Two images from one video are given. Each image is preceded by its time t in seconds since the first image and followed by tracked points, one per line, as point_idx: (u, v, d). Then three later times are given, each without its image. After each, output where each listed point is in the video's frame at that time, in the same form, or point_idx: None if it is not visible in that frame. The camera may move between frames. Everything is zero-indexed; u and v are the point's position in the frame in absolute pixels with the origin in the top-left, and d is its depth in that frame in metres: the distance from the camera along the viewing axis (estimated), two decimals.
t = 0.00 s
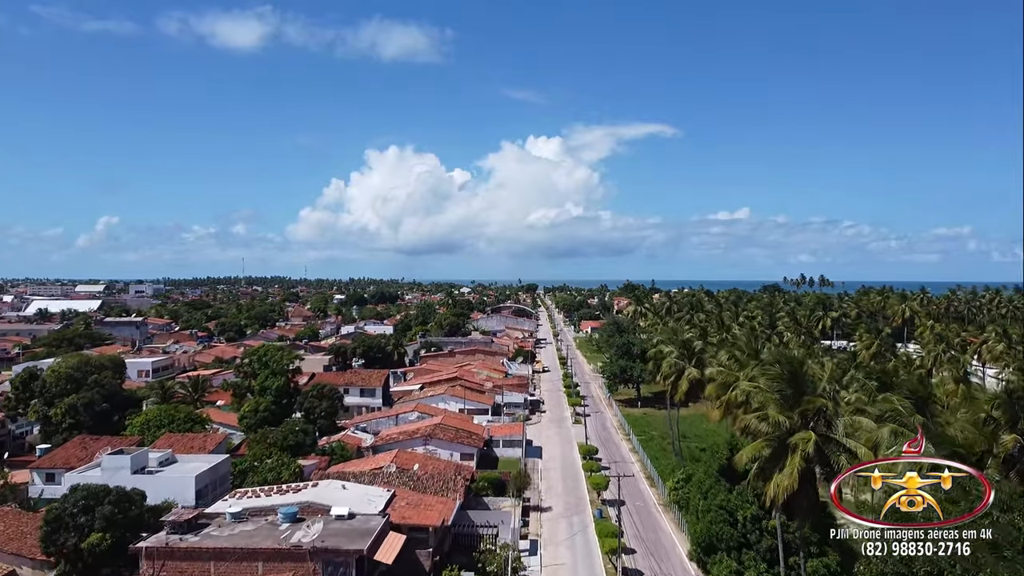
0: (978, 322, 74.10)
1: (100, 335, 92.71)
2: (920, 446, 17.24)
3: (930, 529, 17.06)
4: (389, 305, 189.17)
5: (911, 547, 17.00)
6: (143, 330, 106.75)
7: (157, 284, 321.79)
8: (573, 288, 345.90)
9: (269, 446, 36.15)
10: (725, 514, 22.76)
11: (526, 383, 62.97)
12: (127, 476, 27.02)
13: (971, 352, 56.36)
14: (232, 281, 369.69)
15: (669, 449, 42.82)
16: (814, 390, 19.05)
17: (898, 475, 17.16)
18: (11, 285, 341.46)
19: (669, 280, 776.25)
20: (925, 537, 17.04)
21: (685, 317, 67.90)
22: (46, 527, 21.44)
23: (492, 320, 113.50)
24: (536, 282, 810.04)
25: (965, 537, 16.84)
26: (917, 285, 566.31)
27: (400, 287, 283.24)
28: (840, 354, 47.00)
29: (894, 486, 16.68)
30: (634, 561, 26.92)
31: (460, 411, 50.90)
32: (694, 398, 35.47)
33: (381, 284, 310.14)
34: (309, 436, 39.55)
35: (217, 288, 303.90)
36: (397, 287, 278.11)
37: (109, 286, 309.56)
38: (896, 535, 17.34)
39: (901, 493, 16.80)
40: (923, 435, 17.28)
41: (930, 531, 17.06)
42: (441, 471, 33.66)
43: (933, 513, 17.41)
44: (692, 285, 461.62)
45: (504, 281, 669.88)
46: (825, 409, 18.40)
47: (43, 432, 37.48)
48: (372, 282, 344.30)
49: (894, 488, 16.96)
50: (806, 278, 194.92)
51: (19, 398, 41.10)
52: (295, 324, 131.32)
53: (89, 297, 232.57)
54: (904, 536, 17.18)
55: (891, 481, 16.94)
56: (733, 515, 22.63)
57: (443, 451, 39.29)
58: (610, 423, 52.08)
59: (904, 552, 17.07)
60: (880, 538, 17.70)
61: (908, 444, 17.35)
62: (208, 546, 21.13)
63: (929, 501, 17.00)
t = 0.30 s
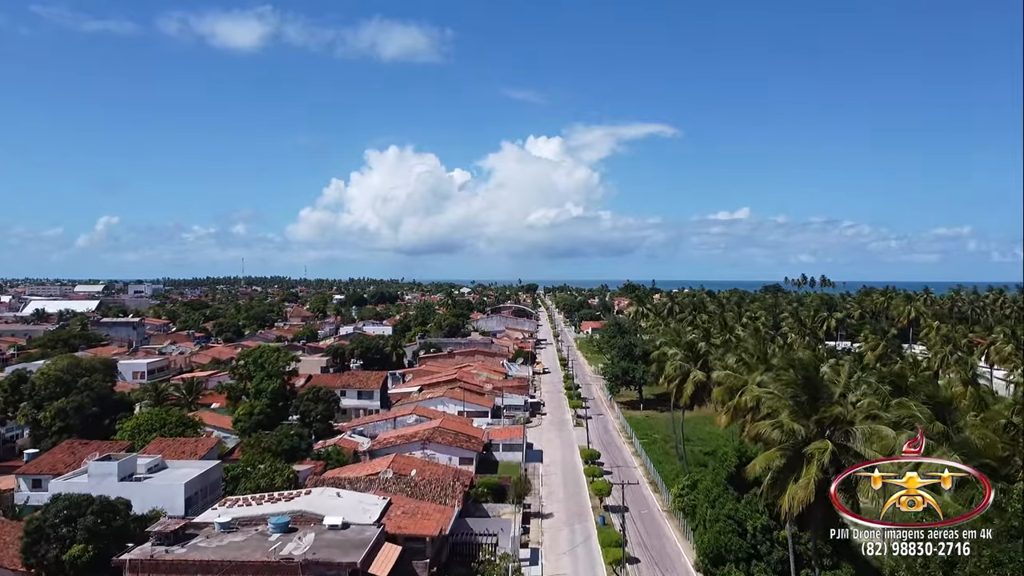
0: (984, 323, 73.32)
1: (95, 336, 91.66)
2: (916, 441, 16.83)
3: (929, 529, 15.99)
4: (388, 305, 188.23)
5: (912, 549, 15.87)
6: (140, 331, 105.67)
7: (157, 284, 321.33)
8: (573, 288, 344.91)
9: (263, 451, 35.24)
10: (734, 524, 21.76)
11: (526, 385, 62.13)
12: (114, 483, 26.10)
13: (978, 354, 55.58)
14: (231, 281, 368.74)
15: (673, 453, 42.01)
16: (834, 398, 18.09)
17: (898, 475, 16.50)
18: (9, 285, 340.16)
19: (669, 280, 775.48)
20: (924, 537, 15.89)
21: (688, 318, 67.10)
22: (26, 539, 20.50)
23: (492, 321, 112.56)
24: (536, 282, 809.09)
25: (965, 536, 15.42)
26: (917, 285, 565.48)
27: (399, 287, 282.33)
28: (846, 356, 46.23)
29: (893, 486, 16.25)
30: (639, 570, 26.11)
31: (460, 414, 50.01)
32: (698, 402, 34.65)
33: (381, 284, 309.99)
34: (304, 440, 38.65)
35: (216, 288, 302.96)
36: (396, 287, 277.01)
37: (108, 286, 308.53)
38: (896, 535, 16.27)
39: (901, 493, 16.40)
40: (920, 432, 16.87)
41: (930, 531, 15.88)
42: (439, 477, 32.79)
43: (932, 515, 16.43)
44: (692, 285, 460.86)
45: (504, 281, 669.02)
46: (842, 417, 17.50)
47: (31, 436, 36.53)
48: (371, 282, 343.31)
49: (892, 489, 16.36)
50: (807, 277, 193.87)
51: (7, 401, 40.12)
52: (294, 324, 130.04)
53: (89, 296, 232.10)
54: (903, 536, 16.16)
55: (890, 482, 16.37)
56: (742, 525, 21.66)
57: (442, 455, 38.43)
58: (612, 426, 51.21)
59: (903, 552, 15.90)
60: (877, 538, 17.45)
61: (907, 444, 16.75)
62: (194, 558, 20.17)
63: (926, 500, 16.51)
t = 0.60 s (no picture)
0: (990, 323, 72.44)
1: (91, 337, 90.66)
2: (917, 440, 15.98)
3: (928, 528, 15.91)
4: (388, 305, 187.22)
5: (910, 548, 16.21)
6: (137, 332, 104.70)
7: (155, 284, 320.19)
8: (574, 288, 344.05)
9: (256, 455, 34.34)
10: (743, 534, 20.83)
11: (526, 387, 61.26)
12: (100, 490, 25.22)
13: (986, 355, 54.70)
14: (230, 281, 367.54)
15: (676, 457, 41.10)
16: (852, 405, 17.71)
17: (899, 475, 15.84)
18: (8, 285, 339.17)
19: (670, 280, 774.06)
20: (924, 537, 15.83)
21: (690, 319, 66.20)
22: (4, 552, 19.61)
23: (492, 321, 111.61)
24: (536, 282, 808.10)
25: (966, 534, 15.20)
26: (918, 285, 564.53)
27: (398, 287, 281.43)
28: (852, 357, 45.37)
29: (892, 486, 15.65)
30: None
31: (459, 416, 49.15)
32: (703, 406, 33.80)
33: (381, 285, 309.16)
34: (299, 444, 37.77)
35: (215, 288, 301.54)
36: (395, 287, 276.03)
37: (106, 286, 307.26)
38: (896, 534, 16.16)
39: (901, 492, 15.57)
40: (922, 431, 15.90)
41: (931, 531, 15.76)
42: (437, 483, 31.88)
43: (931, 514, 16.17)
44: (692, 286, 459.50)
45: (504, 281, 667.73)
46: (862, 426, 17.00)
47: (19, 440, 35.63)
48: (371, 283, 342.26)
49: (893, 488, 15.72)
50: (810, 278, 192.77)
51: None
52: (293, 325, 129.06)
53: (87, 296, 231.17)
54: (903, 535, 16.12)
55: (889, 481, 15.80)
56: (751, 536, 20.72)
57: (440, 460, 37.54)
58: (614, 428, 50.30)
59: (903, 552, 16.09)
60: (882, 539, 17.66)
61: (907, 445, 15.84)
62: (179, 571, 19.25)
63: (928, 500, 15.88)
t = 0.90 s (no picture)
0: (996, 325, 71.64)
1: (86, 338, 89.61)
2: (915, 440, 15.81)
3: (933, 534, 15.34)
4: (387, 305, 186.58)
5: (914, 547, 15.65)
6: (133, 332, 103.60)
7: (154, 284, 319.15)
8: (574, 288, 342.97)
9: (250, 461, 33.45)
10: (753, 546, 20.00)
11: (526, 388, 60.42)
12: (86, 499, 24.33)
13: (994, 357, 53.91)
14: (229, 281, 366.93)
15: (680, 462, 40.19)
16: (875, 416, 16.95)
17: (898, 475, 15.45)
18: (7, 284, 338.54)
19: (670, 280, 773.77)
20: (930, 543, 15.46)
21: (693, 320, 65.30)
22: None
23: (492, 322, 110.66)
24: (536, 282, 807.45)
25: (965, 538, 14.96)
26: (918, 286, 564.07)
27: (397, 288, 280.75)
28: (860, 360, 44.56)
29: (893, 485, 15.36)
30: None
31: (458, 419, 48.30)
32: (708, 410, 32.85)
33: (380, 284, 308.13)
34: (295, 448, 36.87)
35: (215, 289, 301.88)
36: (394, 288, 275.20)
37: (105, 286, 306.57)
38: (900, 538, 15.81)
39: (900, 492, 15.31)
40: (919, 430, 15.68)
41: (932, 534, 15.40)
42: (434, 489, 30.93)
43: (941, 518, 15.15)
44: (692, 286, 459.35)
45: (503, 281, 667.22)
46: (886, 436, 16.14)
47: (7, 444, 34.72)
48: (370, 283, 341.54)
49: (892, 487, 15.47)
50: (811, 278, 191.94)
51: None
52: (291, 325, 127.97)
53: (84, 296, 230.07)
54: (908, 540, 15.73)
55: (889, 481, 15.47)
56: (763, 548, 19.85)
57: (439, 465, 36.67)
58: (616, 431, 49.39)
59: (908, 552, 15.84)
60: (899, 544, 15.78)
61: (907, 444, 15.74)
62: None
63: (928, 501, 15.22)
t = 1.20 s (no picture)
0: (1002, 326, 70.83)
1: (82, 338, 88.72)
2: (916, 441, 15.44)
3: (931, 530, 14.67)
4: (387, 306, 185.79)
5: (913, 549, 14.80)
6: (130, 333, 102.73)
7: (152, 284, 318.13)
8: (574, 288, 341.98)
9: (243, 466, 32.58)
10: (765, 559, 19.16)
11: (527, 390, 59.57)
12: (70, 508, 23.43)
13: (1001, 358, 53.12)
14: (228, 281, 366.21)
15: (684, 466, 39.32)
16: (898, 422, 16.23)
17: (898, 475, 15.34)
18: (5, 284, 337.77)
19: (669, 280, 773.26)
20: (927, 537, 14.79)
21: (696, 320, 64.48)
22: None
23: (492, 322, 109.82)
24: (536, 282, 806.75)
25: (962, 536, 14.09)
26: (918, 286, 563.41)
27: (396, 288, 279.88)
28: (868, 362, 43.80)
29: (893, 486, 15.09)
30: None
31: (457, 422, 47.44)
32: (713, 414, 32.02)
33: (379, 285, 307.25)
34: (290, 452, 36.02)
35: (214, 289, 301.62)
36: (393, 288, 274.48)
37: (103, 286, 305.73)
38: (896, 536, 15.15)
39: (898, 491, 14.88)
40: (919, 427, 15.31)
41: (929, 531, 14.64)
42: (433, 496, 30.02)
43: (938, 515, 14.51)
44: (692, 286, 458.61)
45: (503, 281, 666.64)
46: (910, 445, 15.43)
47: None
48: (369, 283, 340.68)
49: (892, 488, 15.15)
50: (812, 278, 190.73)
51: None
52: (289, 326, 127.07)
53: (82, 296, 229.19)
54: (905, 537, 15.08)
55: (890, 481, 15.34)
56: (775, 561, 19.00)
57: (439, 470, 35.80)
58: (618, 434, 48.51)
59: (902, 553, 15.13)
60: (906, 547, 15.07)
61: (908, 444, 15.34)
62: None
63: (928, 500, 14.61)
